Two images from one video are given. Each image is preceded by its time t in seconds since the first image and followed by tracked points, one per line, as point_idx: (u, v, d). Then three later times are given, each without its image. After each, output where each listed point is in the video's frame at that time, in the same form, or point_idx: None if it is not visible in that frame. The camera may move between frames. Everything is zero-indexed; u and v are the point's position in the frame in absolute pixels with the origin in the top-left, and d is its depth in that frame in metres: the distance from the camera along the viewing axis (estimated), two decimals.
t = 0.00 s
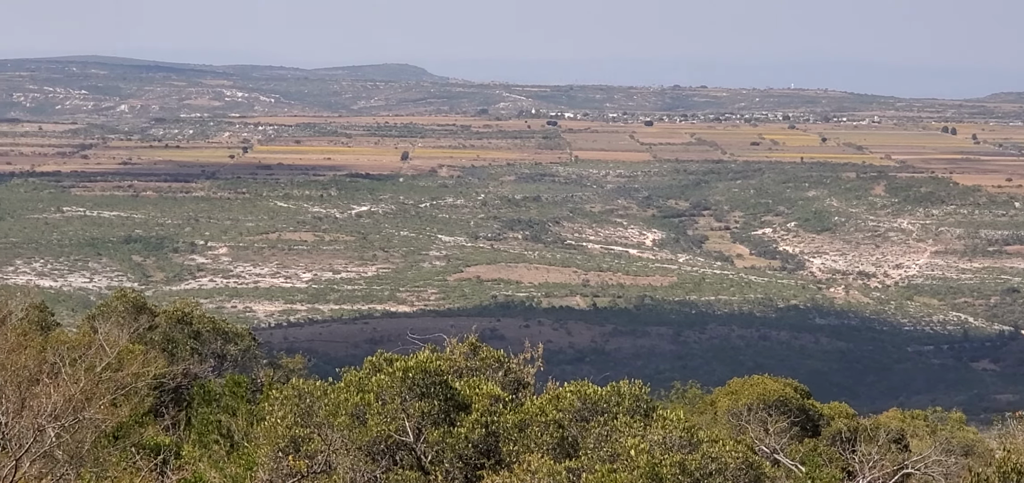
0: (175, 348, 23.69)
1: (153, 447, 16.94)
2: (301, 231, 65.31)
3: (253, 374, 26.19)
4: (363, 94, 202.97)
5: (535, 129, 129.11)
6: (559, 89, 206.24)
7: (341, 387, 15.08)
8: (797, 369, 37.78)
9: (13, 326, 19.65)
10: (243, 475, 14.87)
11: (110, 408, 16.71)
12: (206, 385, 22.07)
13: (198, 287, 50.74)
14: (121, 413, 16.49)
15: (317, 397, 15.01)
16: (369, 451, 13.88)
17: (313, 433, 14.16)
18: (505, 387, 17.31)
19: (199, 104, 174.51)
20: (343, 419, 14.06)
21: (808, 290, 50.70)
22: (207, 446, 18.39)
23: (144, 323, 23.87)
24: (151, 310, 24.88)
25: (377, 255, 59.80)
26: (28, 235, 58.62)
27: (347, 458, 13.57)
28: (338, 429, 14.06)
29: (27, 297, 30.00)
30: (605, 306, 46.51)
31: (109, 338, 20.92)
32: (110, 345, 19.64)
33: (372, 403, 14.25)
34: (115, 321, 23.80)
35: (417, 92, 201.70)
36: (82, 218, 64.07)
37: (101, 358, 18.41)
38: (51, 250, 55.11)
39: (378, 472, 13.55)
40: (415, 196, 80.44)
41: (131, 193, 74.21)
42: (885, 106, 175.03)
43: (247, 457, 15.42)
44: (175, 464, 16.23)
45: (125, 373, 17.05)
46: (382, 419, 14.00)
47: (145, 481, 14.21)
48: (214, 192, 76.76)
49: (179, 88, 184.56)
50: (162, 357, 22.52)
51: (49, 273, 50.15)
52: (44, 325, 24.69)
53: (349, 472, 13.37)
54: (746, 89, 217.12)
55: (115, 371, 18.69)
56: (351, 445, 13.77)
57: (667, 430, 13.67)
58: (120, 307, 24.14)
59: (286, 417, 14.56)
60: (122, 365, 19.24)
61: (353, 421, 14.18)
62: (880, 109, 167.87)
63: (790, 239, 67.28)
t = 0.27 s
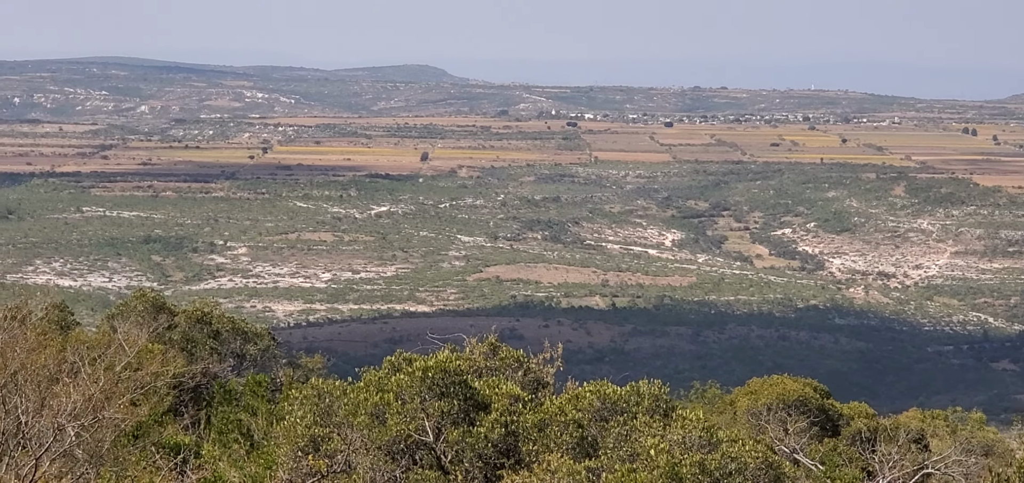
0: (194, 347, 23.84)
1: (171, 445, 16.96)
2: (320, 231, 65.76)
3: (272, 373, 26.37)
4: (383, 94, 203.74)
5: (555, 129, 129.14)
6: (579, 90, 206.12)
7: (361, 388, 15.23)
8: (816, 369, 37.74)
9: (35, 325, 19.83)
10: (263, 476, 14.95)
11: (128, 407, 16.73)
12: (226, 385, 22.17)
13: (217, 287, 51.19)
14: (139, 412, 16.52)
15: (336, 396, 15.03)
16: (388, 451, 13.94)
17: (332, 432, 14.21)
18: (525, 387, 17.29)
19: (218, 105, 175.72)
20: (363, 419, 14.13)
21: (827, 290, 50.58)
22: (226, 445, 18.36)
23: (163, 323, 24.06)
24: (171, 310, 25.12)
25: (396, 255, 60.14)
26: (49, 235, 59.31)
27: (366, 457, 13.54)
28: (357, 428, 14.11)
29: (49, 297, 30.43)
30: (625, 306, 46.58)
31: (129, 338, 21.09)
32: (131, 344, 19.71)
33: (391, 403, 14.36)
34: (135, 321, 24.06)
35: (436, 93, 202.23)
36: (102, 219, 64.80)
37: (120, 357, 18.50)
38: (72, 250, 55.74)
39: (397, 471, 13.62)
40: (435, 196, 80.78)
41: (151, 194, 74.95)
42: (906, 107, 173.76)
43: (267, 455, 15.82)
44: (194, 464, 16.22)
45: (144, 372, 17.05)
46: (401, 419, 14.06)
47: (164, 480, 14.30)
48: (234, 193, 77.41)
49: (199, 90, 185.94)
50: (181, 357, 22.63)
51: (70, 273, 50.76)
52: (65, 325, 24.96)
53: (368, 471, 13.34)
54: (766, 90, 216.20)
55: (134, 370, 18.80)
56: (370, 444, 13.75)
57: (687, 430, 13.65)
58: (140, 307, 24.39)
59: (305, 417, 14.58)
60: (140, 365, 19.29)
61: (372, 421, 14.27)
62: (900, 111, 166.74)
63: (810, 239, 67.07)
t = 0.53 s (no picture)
0: (215, 349, 24.06)
1: (192, 448, 17.16)
2: (341, 231, 66.16)
3: (293, 375, 26.61)
4: (405, 95, 204.57)
5: (576, 130, 129.18)
6: (600, 90, 206.00)
7: (382, 389, 14.62)
8: (837, 371, 37.55)
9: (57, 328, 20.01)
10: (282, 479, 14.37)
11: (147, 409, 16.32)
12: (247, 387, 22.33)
13: (238, 288, 51.57)
14: (158, 414, 15.99)
15: (357, 398, 14.46)
16: (409, 453, 13.28)
17: (352, 435, 13.62)
18: (546, 389, 16.63)
19: (241, 105, 177.10)
20: (384, 421, 13.53)
21: (849, 292, 50.30)
22: (247, 446, 18.65)
23: (184, 323, 24.22)
24: (192, 312, 25.24)
25: (417, 256, 60.41)
26: (70, 236, 59.92)
27: (388, 460, 12.99)
28: (378, 430, 13.51)
29: (73, 299, 30.83)
30: (646, 307, 46.50)
31: (149, 339, 21.26)
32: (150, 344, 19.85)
33: (413, 405, 13.70)
34: (156, 323, 24.27)
35: (458, 94, 202.82)
36: (124, 220, 65.54)
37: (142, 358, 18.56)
38: (93, 250, 56.31)
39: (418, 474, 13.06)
40: (456, 197, 81.08)
41: (173, 194, 75.65)
42: (928, 107, 172.45)
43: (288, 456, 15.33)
44: (216, 465, 16.51)
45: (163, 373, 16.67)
46: (422, 422, 13.40)
47: (185, 482, 14.61)
48: (255, 193, 78.06)
49: (222, 90, 187.47)
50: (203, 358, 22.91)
51: (91, 274, 51.25)
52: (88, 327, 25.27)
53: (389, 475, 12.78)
54: (788, 90, 215.21)
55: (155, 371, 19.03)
56: (392, 447, 13.17)
57: (707, 432, 13.19)
58: (161, 308, 24.51)
59: (326, 419, 14.03)
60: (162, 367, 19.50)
61: (393, 423, 13.63)
62: (922, 110, 165.49)
63: (832, 240, 66.74)
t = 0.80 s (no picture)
0: (237, 349, 24.35)
1: (215, 447, 17.45)
2: (364, 231, 66.57)
3: (315, 374, 26.94)
4: (426, 95, 205.15)
5: (598, 130, 129.09)
6: (622, 90, 205.62)
7: (404, 389, 14.55)
8: (860, 371, 37.44)
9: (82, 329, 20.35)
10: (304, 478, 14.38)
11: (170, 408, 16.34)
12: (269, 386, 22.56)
13: (260, 288, 52.04)
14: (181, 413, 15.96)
15: (379, 398, 14.47)
16: (431, 453, 13.27)
17: (375, 435, 13.67)
18: (568, 389, 16.58)
19: (263, 105, 178.29)
20: (406, 420, 13.50)
21: (872, 292, 50.08)
22: (270, 446, 18.94)
23: (207, 323, 24.54)
24: (215, 312, 25.52)
25: (439, 256, 60.71)
26: (93, 235, 60.60)
27: (410, 461, 13.11)
28: (400, 430, 13.50)
29: (97, 298, 31.27)
30: (668, 307, 46.52)
31: (172, 338, 21.57)
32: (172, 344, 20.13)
33: (435, 405, 13.65)
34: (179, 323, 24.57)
35: (480, 94, 203.12)
36: (147, 219, 66.28)
37: (165, 357, 18.82)
38: (116, 250, 56.95)
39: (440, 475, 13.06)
40: (478, 197, 81.30)
41: (195, 194, 76.36)
42: (952, 107, 170.90)
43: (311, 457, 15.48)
44: (238, 464, 16.81)
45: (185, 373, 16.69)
46: (444, 421, 13.35)
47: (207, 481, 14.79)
48: (278, 193, 78.66)
49: (244, 90, 188.82)
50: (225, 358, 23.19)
51: (113, 273, 51.84)
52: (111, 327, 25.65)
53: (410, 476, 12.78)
54: (811, 90, 213.89)
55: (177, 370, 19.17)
56: (413, 446, 13.18)
57: (729, 433, 13.11)
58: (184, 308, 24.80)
59: (349, 419, 14.09)
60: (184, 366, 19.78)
61: (415, 423, 13.61)
62: (945, 111, 164.06)
63: (855, 240, 66.41)
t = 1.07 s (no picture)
0: (259, 349, 24.72)
1: (237, 448, 17.75)
2: (385, 231, 66.98)
3: (337, 375, 27.26)
4: (447, 95, 205.65)
5: (620, 130, 128.97)
6: (644, 91, 205.17)
7: (426, 390, 14.54)
8: (882, 372, 37.34)
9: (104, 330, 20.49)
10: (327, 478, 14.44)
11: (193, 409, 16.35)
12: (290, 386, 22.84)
13: (282, 288, 52.49)
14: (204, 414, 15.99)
15: (401, 398, 14.48)
16: (453, 453, 13.29)
17: (397, 435, 13.71)
18: (590, 390, 16.69)
19: (284, 105, 179.37)
20: (428, 421, 13.50)
21: (893, 293, 49.85)
22: (293, 446, 19.32)
23: (230, 324, 24.81)
24: (236, 312, 25.76)
25: (461, 256, 60.97)
26: (114, 236, 61.30)
27: (432, 460, 13.11)
28: (422, 431, 13.50)
29: (119, 298, 31.65)
30: (689, 308, 46.51)
31: (194, 339, 21.86)
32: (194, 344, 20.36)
33: (457, 405, 13.64)
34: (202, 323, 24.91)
35: (501, 95, 203.34)
36: (169, 220, 67.03)
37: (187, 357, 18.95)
38: (138, 250, 57.59)
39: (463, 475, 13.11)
40: (499, 198, 81.53)
41: (216, 195, 77.07)
42: (975, 108, 169.28)
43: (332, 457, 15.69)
44: (260, 465, 17.15)
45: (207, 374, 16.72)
46: (466, 422, 13.35)
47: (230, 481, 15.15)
48: (299, 194, 79.26)
49: (266, 91, 190.02)
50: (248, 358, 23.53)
51: (135, 274, 52.43)
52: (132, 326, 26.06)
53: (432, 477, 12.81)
54: (833, 90, 212.60)
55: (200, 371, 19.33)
56: (435, 447, 13.21)
57: (750, 433, 13.14)
58: (206, 308, 25.09)
59: (370, 419, 14.13)
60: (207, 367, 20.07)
61: (437, 424, 13.60)
62: (968, 111, 162.66)
63: (877, 241, 66.05)
